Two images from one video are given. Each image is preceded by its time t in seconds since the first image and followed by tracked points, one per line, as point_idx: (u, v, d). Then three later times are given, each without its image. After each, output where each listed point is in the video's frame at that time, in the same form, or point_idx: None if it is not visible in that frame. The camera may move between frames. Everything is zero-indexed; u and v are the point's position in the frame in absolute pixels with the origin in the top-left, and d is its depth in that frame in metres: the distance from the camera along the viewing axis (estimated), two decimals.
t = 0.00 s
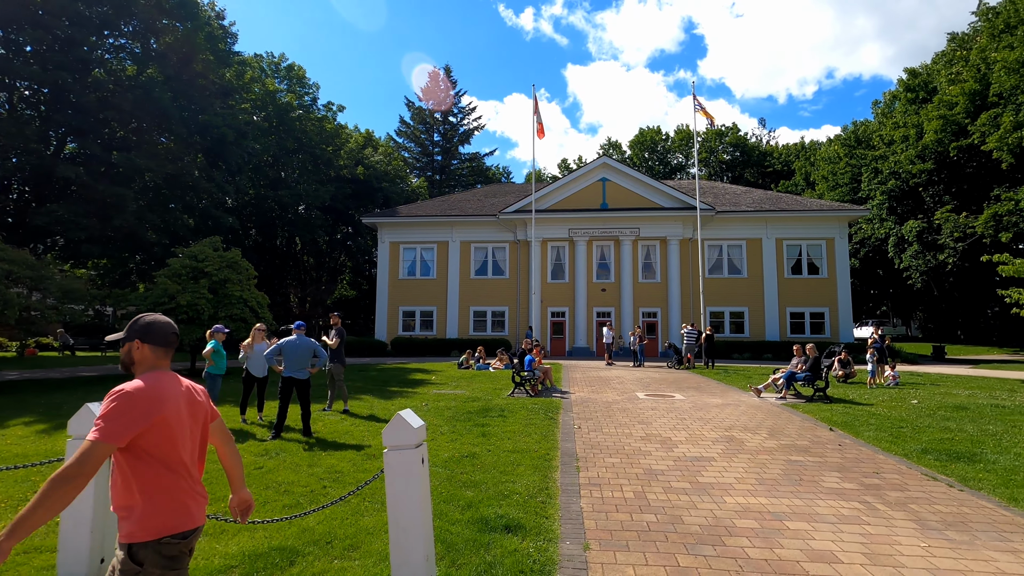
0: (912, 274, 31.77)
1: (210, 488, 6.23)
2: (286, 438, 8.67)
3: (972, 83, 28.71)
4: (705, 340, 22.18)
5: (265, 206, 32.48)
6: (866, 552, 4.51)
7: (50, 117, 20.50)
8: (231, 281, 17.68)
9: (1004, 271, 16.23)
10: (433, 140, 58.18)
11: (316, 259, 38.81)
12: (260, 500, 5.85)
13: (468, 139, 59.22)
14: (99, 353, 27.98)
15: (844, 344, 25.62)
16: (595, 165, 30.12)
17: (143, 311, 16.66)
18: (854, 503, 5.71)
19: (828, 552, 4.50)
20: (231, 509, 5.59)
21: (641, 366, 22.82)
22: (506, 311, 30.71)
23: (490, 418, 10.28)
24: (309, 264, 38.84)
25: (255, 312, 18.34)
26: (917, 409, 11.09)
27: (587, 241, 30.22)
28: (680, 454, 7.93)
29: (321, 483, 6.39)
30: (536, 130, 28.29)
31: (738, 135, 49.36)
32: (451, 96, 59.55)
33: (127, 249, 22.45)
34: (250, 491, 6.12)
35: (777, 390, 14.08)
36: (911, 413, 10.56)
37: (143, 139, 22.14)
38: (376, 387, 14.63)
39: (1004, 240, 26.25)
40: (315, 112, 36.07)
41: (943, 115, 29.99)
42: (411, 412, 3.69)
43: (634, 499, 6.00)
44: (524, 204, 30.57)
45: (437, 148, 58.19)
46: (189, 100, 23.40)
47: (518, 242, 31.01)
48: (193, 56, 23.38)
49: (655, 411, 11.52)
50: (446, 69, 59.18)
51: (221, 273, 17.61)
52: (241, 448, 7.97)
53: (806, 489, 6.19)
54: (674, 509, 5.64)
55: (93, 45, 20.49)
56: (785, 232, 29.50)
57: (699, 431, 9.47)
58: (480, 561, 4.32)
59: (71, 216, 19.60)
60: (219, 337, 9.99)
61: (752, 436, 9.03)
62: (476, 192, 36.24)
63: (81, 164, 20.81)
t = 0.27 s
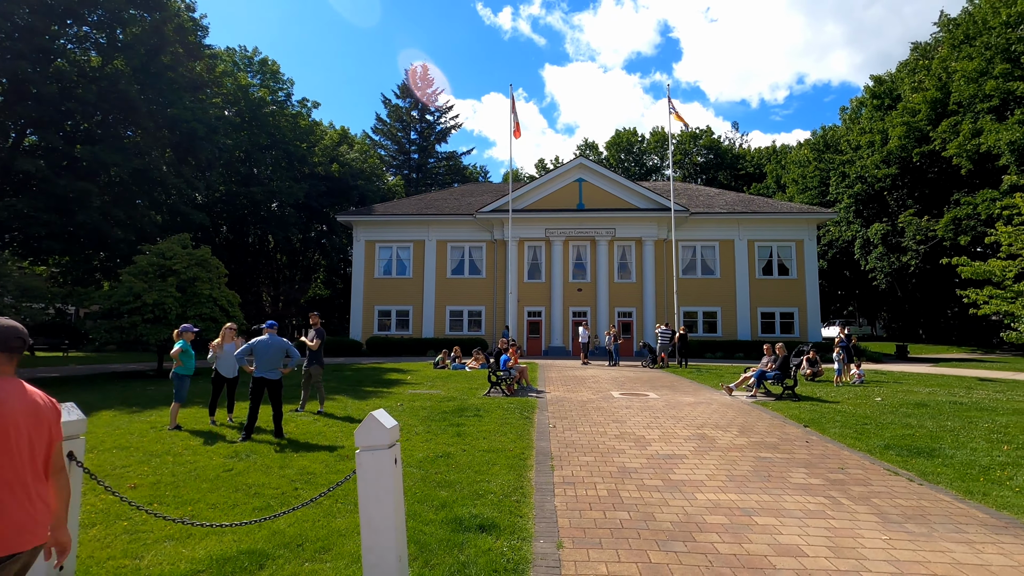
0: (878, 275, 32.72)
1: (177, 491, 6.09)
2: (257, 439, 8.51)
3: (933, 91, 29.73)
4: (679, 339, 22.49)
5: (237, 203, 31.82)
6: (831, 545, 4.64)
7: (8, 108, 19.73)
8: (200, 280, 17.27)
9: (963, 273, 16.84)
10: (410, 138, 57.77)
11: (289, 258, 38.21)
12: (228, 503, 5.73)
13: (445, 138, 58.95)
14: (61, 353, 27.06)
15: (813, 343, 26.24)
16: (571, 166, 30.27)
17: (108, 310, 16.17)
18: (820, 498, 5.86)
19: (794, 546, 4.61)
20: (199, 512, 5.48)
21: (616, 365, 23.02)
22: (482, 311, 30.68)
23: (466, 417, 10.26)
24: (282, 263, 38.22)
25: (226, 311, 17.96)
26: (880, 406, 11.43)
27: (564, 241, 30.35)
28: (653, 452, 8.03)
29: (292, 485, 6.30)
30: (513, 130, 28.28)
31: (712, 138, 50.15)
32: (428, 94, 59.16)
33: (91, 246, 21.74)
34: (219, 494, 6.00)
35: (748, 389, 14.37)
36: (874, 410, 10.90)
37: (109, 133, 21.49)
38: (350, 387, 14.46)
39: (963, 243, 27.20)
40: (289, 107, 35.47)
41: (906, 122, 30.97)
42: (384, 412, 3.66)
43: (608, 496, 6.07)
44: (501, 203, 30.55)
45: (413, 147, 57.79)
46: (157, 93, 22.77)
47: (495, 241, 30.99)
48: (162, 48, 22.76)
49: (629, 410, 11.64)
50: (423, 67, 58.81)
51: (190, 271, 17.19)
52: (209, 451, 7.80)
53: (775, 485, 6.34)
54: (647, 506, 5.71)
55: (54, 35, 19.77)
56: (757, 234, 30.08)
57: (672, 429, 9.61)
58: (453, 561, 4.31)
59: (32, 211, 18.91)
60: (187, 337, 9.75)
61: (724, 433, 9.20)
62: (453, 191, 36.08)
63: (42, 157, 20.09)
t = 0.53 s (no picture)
0: (844, 276, 33.62)
1: (141, 495, 5.93)
2: (226, 441, 8.34)
3: (898, 99, 30.68)
4: (653, 339, 22.76)
5: (207, 200, 31.11)
6: (797, 540, 4.75)
7: None
8: (168, 278, 16.83)
9: (924, 275, 17.41)
10: (386, 136, 57.27)
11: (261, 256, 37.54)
12: (195, 507, 5.60)
13: (422, 137, 58.60)
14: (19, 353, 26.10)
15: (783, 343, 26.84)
16: (548, 166, 30.37)
17: (70, 309, 15.65)
18: (787, 494, 6.00)
19: (762, 541, 4.71)
20: (164, 516, 5.34)
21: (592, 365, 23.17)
22: (458, 311, 30.58)
23: (441, 418, 10.21)
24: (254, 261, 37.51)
25: (194, 311, 17.54)
26: (846, 404, 11.76)
27: (540, 241, 30.43)
28: (626, 451, 8.10)
29: (263, 487, 6.18)
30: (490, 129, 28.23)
31: (687, 140, 50.89)
32: (405, 92, 58.70)
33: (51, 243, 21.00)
34: (186, 498, 5.86)
35: (720, 388, 14.62)
36: (841, 408, 11.18)
37: (71, 126, 20.79)
38: (323, 388, 14.26)
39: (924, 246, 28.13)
40: (261, 103, 34.81)
41: (872, 128, 31.90)
42: (356, 413, 3.63)
43: (581, 495, 6.11)
44: (478, 203, 30.49)
45: (389, 145, 57.31)
46: (123, 86, 22.10)
47: (471, 241, 30.92)
48: (128, 40, 22.09)
49: (604, 409, 11.73)
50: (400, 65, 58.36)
51: (157, 270, 16.74)
52: (176, 453, 7.61)
53: (744, 482, 6.46)
54: (620, 504, 5.77)
55: (14, 23, 19.06)
56: (730, 235, 30.63)
57: (646, 428, 9.72)
58: (426, 562, 4.28)
59: None
60: (154, 337, 9.47)
61: (696, 432, 9.34)
62: (429, 190, 35.87)
63: None
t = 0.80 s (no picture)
0: (813, 278, 34.45)
1: (104, 501, 5.76)
2: (194, 445, 8.14)
3: (864, 106, 31.58)
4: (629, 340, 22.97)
5: (176, 198, 30.36)
6: (765, 536, 4.85)
7: None
8: (134, 277, 16.36)
9: (888, 277, 17.95)
10: (362, 135, 56.71)
11: (233, 255, 36.82)
12: (160, 512, 5.45)
13: (399, 135, 58.18)
14: None
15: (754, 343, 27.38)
16: (525, 167, 30.43)
17: (30, 309, 15.11)
18: (757, 491, 6.12)
19: (732, 538, 4.79)
20: (127, 523, 5.19)
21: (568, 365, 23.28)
22: (435, 311, 30.43)
23: (416, 419, 10.15)
24: (225, 260, 36.78)
25: (162, 311, 17.09)
26: (813, 403, 12.05)
27: (517, 241, 30.47)
28: (601, 451, 8.17)
29: (232, 491, 6.05)
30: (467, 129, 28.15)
31: (662, 144, 51.56)
32: (382, 90, 58.21)
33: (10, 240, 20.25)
34: (151, 503, 5.71)
35: (693, 387, 14.84)
36: (809, 406, 11.46)
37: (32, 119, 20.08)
38: (296, 389, 14.03)
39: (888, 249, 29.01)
40: (233, 99, 34.13)
41: (839, 134, 32.79)
42: (329, 414, 3.58)
43: (556, 494, 6.13)
44: (455, 203, 30.38)
45: (365, 143, 56.75)
46: (88, 78, 21.44)
47: (448, 241, 30.79)
48: (94, 32, 21.43)
49: (579, 409, 11.79)
50: (376, 63, 57.84)
51: (123, 268, 16.26)
52: (142, 458, 7.40)
53: (715, 480, 6.57)
54: (594, 503, 5.80)
55: None
56: (703, 237, 31.11)
57: (620, 427, 9.81)
58: (400, 564, 4.25)
59: None
60: (119, 337, 9.20)
61: (669, 431, 9.46)
62: (405, 190, 35.59)
63: None
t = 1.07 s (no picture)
0: (784, 279, 35.19)
1: (66, 508, 5.57)
2: (161, 449, 7.94)
3: (834, 112, 32.41)
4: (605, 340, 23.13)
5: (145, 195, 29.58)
6: (736, 532, 4.94)
7: None
8: (99, 276, 15.89)
9: (856, 279, 18.43)
10: (338, 133, 56.06)
11: (204, 254, 36.05)
12: (125, 518, 5.30)
13: (376, 134, 57.66)
14: None
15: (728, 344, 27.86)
16: (503, 167, 30.43)
17: None
18: (728, 489, 6.22)
19: (704, 535, 4.86)
20: (90, 529, 5.04)
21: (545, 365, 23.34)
22: (411, 311, 30.23)
23: (392, 420, 10.06)
24: (195, 259, 35.98)
25: (129, 311, 16.63)
26: (784, 401, 12.30)
27: (495, 242, 30.45)
28: (577, 451, 8.21)
29: (201, 496, 5.92)
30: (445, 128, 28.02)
31: (639, 146, 52.10)
32: (359, 88, 57.63)
33: None
34: (116, 509, 5.55)
35: (668, 387, 15.02)
36: (780, 405, 11.70)
37: None
38: (268, 391, 13.79)
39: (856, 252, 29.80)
40: (205, 94, 33.40)
41: (810, 139, 33.58)
42: (300, 416, 3.53)
43: (531, 495, 6.14)
44: (433, 203, 30.22)
45: (342, 142, 56.11)
46: (51, 70, 20.75)
47: (425, 241, 30.60)
48: (58, 23, 20.76)
49: (556, 410, 11.84)
50: (353, 60, 57.24)
51: (88, 267, 15.78)
52: (106, 462, 7.19)
53: (689, 478, 6.65)
54: (569, 503, 5.83)
55: None
56: (678, 239, 31.53)
57: (596, 427, 9.88)
58: (373, 567, 4.21)
59: None
60: (82, 338, 8.90)
61: (644, 430, 9.56)
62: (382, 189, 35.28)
63: None
